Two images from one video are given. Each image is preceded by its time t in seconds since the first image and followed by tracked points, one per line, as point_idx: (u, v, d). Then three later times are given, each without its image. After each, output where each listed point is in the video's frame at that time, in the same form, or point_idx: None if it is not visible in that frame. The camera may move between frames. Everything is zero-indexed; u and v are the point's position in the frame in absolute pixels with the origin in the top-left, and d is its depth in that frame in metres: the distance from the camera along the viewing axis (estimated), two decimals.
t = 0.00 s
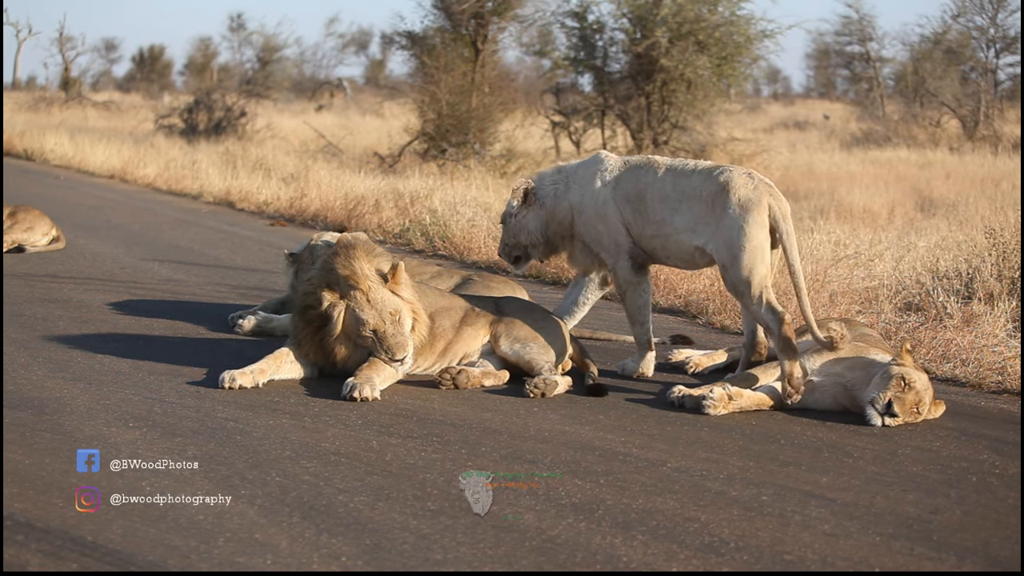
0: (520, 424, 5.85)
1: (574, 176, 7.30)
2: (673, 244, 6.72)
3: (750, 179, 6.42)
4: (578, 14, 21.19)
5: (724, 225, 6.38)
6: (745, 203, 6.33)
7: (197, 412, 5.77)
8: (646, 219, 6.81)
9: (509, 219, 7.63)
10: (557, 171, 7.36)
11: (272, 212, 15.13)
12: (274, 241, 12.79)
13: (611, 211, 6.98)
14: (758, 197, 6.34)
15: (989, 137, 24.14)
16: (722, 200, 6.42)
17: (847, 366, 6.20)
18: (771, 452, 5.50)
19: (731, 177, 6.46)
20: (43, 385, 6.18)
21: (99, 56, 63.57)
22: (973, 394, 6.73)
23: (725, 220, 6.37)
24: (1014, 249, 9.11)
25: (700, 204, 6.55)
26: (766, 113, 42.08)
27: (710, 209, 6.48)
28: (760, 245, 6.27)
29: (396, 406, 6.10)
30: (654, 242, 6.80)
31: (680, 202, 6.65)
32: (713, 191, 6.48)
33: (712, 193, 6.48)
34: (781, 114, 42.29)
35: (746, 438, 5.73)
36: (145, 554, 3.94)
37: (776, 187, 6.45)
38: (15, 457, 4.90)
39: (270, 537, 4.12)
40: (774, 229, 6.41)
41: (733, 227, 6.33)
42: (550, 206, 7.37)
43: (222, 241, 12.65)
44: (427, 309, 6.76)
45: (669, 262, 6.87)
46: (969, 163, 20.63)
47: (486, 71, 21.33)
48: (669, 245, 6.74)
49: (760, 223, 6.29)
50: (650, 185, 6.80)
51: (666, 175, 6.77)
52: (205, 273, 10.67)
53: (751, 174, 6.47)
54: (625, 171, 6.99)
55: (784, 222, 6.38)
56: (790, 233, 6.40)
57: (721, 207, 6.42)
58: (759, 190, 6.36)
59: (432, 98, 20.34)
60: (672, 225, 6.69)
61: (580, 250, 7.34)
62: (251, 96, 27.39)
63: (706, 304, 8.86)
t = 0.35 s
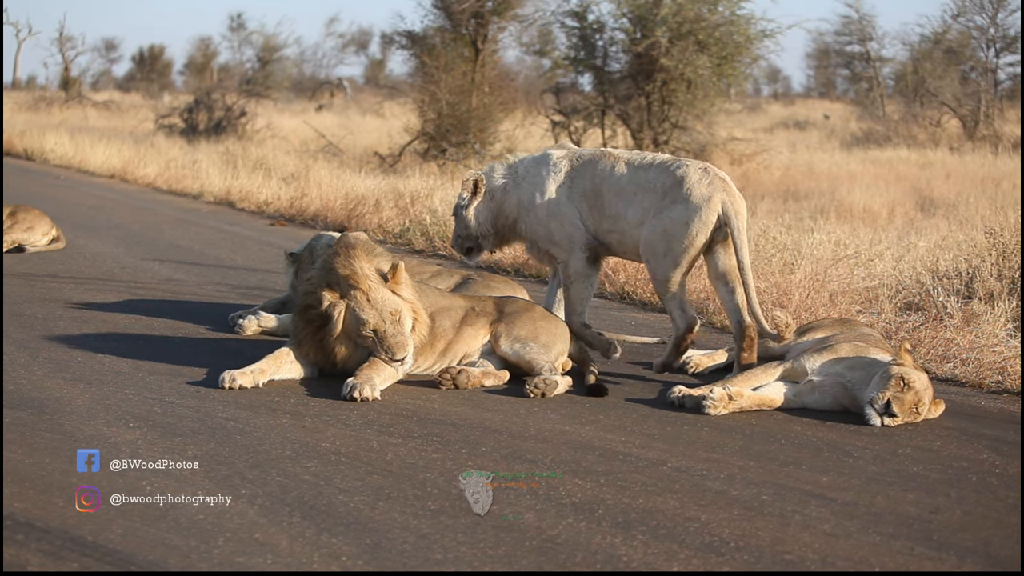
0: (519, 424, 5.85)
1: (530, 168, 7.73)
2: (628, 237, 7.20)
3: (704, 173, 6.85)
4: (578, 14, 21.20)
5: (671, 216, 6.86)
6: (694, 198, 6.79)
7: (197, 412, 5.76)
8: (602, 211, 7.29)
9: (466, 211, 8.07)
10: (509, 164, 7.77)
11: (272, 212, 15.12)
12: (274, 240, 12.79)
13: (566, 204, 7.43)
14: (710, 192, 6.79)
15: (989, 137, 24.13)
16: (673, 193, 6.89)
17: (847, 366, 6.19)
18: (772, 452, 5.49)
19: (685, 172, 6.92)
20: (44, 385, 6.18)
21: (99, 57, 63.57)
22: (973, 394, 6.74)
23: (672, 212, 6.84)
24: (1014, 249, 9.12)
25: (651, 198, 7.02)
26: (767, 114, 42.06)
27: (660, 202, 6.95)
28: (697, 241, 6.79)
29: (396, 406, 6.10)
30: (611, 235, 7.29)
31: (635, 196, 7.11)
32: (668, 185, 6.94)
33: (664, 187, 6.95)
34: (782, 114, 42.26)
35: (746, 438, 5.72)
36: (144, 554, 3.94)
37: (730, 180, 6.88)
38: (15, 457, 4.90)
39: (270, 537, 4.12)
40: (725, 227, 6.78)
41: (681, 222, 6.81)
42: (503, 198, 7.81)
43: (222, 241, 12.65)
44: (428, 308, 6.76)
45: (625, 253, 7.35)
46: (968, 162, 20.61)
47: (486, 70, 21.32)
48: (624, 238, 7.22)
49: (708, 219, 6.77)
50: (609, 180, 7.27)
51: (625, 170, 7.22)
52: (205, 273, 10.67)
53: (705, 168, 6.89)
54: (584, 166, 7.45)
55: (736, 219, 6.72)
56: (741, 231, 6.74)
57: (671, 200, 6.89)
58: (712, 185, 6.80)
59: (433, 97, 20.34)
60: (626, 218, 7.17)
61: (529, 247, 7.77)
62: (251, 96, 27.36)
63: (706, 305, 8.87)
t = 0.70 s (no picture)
0: (521, 424, 5.85)
1: (480, 167, 7.61)
2: (583, 236, 7.14)
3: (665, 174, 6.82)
4: (580, 13, 21.21)
5: (633, 217, 6.79)
6: (659, 199, 6.72)
7: (199, 411, 5.76)
8: (557, 210, 7.20)
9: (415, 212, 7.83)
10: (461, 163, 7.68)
11: (274, 212, 15.12)
12: (276, 240, 12.79)
13: (519, 203, 7.34)
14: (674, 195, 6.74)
15: (991, 136, 24.13)
16: (634, 195, 6.82)
17: (848, 366, 6.20)
18: (774, 452, 5.49)
19: (647, 174, 6.87)
20: (45, 384, 6.19)
21: (100, 57, 63.63)
22: (975, 393, 6.74)
23: (634, 214, 6.78)
24: (1016, 248, 9.13)
25: (611, 198, 6.95)
26: (768, 113, 42.07)
27: (621, 202, 6.88)
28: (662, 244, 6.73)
29: (399, 405, 6.09)
30: (564, 234, 7.23)
31: (592, 196, 7.04)
32: (628, 185, 6.87)
33: (625, 188, 6.88)
34: (784, 114, 42.27)
35: (749, 438, 5.72)
36: (147, 553, 3.94)
37: (691, 183, 6.86)
38: (17, 457, 4.90)
39: (272, 537, 4.12)
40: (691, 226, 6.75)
41: (643, 223, 6.74)
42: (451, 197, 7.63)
43: (223, 240, 12.66)
44: (429, 308, 6.77)
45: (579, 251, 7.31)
46: (970, 162, 20.61)
47: (489, 70, 21.33)
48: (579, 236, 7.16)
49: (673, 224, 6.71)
50: (560, 180, 7.18)
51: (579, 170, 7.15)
52: (206, 272, 10.68)
53: (668, 170, 6.85)
54: (535, 165, 7.35)
55: (699, 219, 6.74)
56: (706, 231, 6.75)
57: (632, 201, 6.83)
58: (676, 187, 6.77)
59: (434, 97, 20.34)
60: (581, 218, 7.10)
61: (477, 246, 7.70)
62: (254, 96, 27.38)
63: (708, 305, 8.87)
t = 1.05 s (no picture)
0: (527, 423, 5.86)
1: (423, 170, 7.72)
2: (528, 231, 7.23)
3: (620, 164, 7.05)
4: (585, 12, 21.21)
5: (595, 206, 6.98)
6: (621, 186, 6.94)
7: (205, 412, 5.78)
8: (501, 206, 7.27)
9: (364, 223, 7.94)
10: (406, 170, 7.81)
11: (280, 212, 15.15)
12: (282, 240, 12.82)
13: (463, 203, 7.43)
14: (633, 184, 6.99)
15: (997, 134, 24.09)
16: (592, 184, 7.00)
17: (855, 365, 6.20)
18: (780, 451, 5.50)
19: (602, 165, 7.06)
20: (51, 385, 6.21)
21: (106, 56, 63.73)
22: (981, 392, 6.73)
23: (597, 204, 6.96)
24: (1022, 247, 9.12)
25: (564, 190, 7.12)
26: (773, 112, 42.07)
27: (579, 193, 7.05)
28: (634, 231, 6.96)
29: (405, 406, 6.11)
30: (506, 230, 7.31)
31: (541, 189, 7.16)
32: (584, 176, 7.05)
33: (581, 179, 7.06)
34: (790, 113, 42.24)
35: (754, 437, 5.73)
36: (153, 553, 3.96)
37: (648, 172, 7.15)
38: (24, 457, 4.92)
39: (278, 537, 4.14)
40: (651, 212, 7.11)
41: (606, 212, 6.93)
42: (397, 202, 7.75)
43: (229, 240, 12.69)
44: (436, 308, 6.78)
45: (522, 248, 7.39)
46: (976, 161, 20.58)
47: (494, 70, 21.35)
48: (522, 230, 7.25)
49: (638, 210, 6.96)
50: (502, 176, 7.28)
51: (524, 164, 7.27)
52: (212, 272, 10.71)
53: (623, 160, 7.10)
54: (474, 163, 7.45)
55: (661, 207, 7.13)
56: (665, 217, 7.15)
57: (589, 192, 7.01)
58: (633, 176, 7.02)
59: (440, 96, 20.33)
60: (526, 212, 7.19)
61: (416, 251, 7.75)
62: (259, 96, 27.41)
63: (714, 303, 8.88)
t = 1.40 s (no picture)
0: (536, 431, 5.87)
1: (390, 177, 7.76)
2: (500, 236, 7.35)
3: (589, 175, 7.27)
4: (592, 18, 21.22)
5: (567, 215, 7.18)
6: (592, 197, 7.17)
7: (213, 420, 5.79)
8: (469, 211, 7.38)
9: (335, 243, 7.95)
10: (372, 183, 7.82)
11: (288, 219, 15.19)
12: (290, 247, 12.85)
13: (430, 207, 7.49)
14: (604, 195, 7.22)
15: (1005, 140, 24.06)
16: (563, 193, 7.19)
17: (864, 371, 6.18)
18: (789, 458, 5.50)
19: (572, 175, 7.27)
20: (59, 393, 6.23)
21: (113, 62, 63.89)
22: (989, 398, 6.72)
23: (571, 213, 7.15)
24: None
25: (536, 198, 7.30)
26: (780, 117, 42.05)
27: (552, 202, 7.24)
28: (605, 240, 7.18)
29: (413, 413, 6.12)
30: (477, 234, 7.40)
31: (512, 196, 7.30)
32: (555, 187, 7.24)
33: (552, 188, 7.24)
34: (797, 118, 42.23)
35: (764, 444, 5.73)
36: (162, 562, 3.97)
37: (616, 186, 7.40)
38: (32, 465, 4.93)
39: (287, 545, 4.15)
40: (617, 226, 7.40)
41: (581, 222, 7.13)
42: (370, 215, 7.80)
43: (237, 248, 12.72)
44: (445, 315, 6.77)
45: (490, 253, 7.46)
46: (983, 166, 20.58)
47: (501, 75, 21.39)
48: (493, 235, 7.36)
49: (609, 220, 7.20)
50: (472, 181, 7.38)
51: (493, 170, 7.39)
52: (220, 280, 10.74)
53: (593, 172, 7.32)
54: (441, 166, 7.53)
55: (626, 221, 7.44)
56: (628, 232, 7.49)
57: (561, 200, 7.20)
58: (603, 188, 7.25)
59: (448, 102, 20.37)
60: (498, 217, 7.31)
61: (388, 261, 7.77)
62: (267, 103, 27.50)
63: (723, 310, 8.87)
